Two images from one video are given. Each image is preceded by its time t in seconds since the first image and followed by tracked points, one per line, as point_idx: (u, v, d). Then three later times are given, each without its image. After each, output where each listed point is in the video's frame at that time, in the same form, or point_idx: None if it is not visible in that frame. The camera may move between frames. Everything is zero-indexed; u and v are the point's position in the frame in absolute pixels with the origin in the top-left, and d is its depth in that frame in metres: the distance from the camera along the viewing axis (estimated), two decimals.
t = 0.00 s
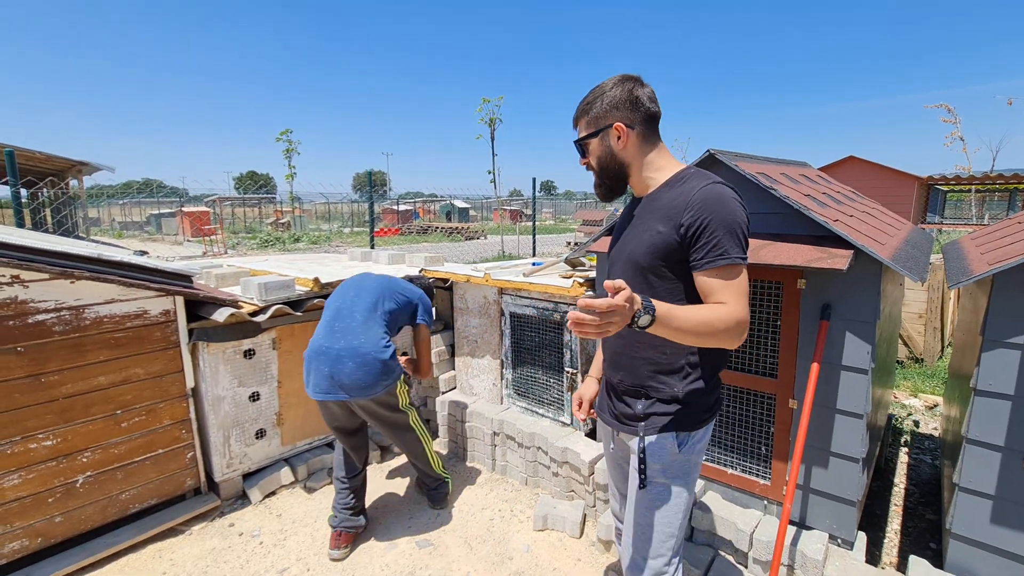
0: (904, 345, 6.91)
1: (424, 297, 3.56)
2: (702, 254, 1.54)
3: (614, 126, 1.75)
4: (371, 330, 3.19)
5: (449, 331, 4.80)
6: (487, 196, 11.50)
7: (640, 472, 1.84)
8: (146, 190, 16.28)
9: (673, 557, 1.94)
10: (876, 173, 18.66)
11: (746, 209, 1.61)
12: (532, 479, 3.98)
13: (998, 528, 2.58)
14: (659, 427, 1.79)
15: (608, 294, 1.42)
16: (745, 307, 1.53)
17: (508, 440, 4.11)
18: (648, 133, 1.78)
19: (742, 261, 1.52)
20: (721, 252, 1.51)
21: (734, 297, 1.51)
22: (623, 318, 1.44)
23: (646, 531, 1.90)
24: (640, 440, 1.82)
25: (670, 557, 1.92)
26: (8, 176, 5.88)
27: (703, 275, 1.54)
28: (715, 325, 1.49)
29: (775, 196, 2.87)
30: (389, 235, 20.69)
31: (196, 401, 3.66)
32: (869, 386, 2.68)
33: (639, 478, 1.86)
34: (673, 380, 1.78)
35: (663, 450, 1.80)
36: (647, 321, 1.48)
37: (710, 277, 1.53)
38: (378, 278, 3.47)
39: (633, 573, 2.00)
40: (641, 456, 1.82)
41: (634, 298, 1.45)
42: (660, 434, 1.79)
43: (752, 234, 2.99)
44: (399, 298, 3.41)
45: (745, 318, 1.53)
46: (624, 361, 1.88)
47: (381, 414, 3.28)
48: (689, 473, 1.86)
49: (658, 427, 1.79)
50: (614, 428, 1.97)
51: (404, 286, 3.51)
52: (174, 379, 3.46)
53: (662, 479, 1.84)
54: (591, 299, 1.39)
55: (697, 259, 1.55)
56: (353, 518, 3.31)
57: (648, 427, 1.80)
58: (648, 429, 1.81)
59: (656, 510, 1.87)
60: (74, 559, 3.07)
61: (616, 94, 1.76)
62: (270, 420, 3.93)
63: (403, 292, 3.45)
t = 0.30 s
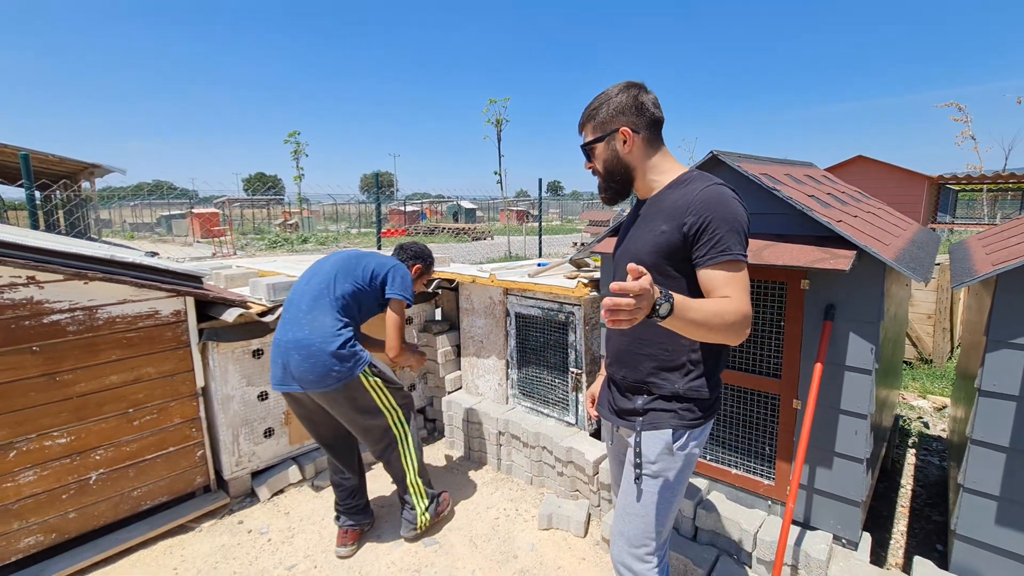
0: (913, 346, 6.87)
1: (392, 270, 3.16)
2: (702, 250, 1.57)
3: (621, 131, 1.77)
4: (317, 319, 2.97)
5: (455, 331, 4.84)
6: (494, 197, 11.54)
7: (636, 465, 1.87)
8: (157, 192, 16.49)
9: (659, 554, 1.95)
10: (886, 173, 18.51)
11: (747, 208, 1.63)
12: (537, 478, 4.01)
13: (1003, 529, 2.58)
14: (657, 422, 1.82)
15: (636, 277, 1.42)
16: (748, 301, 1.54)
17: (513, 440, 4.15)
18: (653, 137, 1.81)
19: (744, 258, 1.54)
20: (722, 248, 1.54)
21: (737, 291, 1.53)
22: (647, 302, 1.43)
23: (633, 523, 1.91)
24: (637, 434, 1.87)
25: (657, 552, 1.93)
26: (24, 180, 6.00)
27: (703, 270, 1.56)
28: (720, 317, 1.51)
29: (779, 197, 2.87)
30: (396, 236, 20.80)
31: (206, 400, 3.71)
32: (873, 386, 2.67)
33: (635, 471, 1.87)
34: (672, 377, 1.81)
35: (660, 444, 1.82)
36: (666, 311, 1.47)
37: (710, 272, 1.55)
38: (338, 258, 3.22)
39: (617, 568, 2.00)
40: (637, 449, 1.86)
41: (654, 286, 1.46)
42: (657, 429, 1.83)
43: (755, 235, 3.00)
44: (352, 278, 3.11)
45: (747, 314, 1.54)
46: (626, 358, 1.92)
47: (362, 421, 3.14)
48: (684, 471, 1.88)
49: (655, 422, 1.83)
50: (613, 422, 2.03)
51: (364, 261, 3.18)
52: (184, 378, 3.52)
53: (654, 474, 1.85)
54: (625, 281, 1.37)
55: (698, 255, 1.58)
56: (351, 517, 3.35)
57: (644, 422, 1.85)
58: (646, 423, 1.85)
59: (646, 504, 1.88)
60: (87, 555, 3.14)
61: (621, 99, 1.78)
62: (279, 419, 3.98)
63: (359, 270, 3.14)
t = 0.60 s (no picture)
0: (940, 354, 6.70)
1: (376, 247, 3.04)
2: (716, 257, 1.58)
3: (641, 137, 1.78)
4: (307, 310, 3.00)
5: (471, 334, 4.88)
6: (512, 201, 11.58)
7: (651, 474, 1.88)
8: (183, 194, 16.92)
9: (671, 563, 1.96)
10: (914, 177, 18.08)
11: (763, 217, 1.64)
12: (551, 482, 4.02)
13: None
14: (672, 431, 1.83)
15: (642, 280, 1.43)
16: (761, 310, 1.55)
17: (528, 443, 4.17)
18: (671, 146, 1.82)
19: (758, 266, 1.55)
20: (735, 256, 1.54)
21: (749, 299, 1.53)
22: (656, 306, 1.44)
23: (647, 531, 1.91)
24: (652, 442, 1.87)
25: (669, 561, 1.93)
26: (60, 183, 6.23)
27: (716, 278, 1.57)
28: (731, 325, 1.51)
29: (799, 204, 2.84)
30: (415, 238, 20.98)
31: (230, 398, 3.81)
32: (894, 397, 2.62)
33: (649, 480, 1.88)
34: (686, 386, 1.82)
35: (675, 453, 1.83)
36: (675, 316, 1.49)
37: (723, 279, 1.55)
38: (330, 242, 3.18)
39: None
40: (652, 458, 1.87)
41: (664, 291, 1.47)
42: (672, 438, 1.83)
43: (774, 241, 2.97)
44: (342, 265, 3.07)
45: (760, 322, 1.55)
46: (641, 366, 1.93)
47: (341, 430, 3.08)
48: (699, 481, 1.89)
49: (671, 431, 1.84)
50: (628, 429, 2.04)
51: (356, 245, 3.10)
52: (209, 377, 3.62)
53: (669, 484, 1.86)
54: (631, 285, 1.39)
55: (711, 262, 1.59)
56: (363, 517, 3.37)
57: (659, 431, 1.86)
58: (660, 432, 1.86)
59: (660, 513, 1.89)
60: (115, 546, 3.25)
61: (641, 107, 1.79)
62: (298, 418, 4.06)
63: (349, 256, 3.09)
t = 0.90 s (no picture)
0: (985, 358, 6.46)
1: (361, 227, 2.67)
2: (750, 261, 1.57)
3: (673, 139, 1.78)
4: (312, 307, 2.85)
5: (498, 334, 4.92)
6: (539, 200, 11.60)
7: (682, 477, 1.87)
8: (219, 195, 17.46)
9: (698, 566, 1.95)
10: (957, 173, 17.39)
11: (799, 220, 1.62)
12: (579, 482, 4.03)
13: None
14: (704, 434, 1.83)
15: (672, 291, 1.44)
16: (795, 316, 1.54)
17: (556, 443, 4.19)
18: (705, 147, 1.82)
19: (794, 270, 1.53)
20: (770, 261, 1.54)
21: (783, 306, 1.52)
22: (686, 316, 1.45)
23: (676, 533, 1.91)
24: (684, 445, 1.87)
25: (698, 564, 1.93)
26: (107, 187, 6.52)
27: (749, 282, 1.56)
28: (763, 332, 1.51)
29: (834, 204, 2.78)
30: (442, 237, 21.18)
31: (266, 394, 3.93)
32: (935, 403, 2.55)
33: (680, 482, 1.88)
34: (719, 390, 1.81)
35: (707, 457, 1.82)
36: (707, 324, 1.48)
37: (757, 284, 1.55)
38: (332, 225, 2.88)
39: None
40: (684, 461, 1.87)
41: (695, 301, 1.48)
42: (704, 442, 1.83)
43: (807, 242, 2.92)
44: (339, 256, 2.80)
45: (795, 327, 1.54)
46: (672, 369, 1.93)
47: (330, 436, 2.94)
48: (730, 485, 1.88)
49: (703, 435, 1.83)
50: (657, 432, 2.04)
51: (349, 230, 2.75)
52: (246, 373, 3.75)
53: (700, 487, 1.85)
54: (659, 298, 1.40)
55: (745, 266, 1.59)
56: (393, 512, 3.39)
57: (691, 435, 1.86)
58: (692, 435, 1.86)
59: (690, 516, 1.88)
60: (159, 534, 3.39)
61: (676, 107, 1.78)
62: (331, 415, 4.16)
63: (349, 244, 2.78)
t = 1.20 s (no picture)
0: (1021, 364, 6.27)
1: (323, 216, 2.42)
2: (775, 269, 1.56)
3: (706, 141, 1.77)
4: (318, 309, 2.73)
5: (518, 338, 4.94)
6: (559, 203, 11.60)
7: (708, 486, 1.86)
8: (243, 200, 17.81)
9: None
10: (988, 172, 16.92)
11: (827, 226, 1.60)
12: (599, 488, 4.01)
13: None
14: (730, 443, 1.81)
15: (659, 319, 1.50)
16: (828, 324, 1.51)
17: (576, 448, 4.18)
18: (734, 153, 1.81)
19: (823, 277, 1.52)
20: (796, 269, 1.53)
21: (814, 314, 1.50)
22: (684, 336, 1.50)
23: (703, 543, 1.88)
24: (709, 453, 1.86)
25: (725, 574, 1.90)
26: (137, 194, 6.70)
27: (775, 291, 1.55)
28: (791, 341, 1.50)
29: (862, 206, 2.74)
30: (460, 241, 21.28)
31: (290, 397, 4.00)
32: (970, 412, 2.48)
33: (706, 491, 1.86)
34: (745, 398, 1.80)
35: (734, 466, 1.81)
36: (711, 342, 1.52)
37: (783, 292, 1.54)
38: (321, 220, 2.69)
39: None
40: (709, 470, 1.85)
41: (693, 323, 1.50)
42: (731, 450, 1.81)
43: (834, 246, 2.87)
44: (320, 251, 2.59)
45: (827, 335, 1.51)
46: (695, 377, 1.92)
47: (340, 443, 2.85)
48: (755, 494, 1.87)
49: (729, 443, 1.82)
50: (679, 440, 2.02)
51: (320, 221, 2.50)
52: (271, 376, 3.81)
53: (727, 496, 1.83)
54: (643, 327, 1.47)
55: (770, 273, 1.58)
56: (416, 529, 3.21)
57: (716, 443, 1.84)
58: (718, 444, 1.84)
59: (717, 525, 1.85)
60: (187, 534, 3.47)
61: (710, 110, 1.76)
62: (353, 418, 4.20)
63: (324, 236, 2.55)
